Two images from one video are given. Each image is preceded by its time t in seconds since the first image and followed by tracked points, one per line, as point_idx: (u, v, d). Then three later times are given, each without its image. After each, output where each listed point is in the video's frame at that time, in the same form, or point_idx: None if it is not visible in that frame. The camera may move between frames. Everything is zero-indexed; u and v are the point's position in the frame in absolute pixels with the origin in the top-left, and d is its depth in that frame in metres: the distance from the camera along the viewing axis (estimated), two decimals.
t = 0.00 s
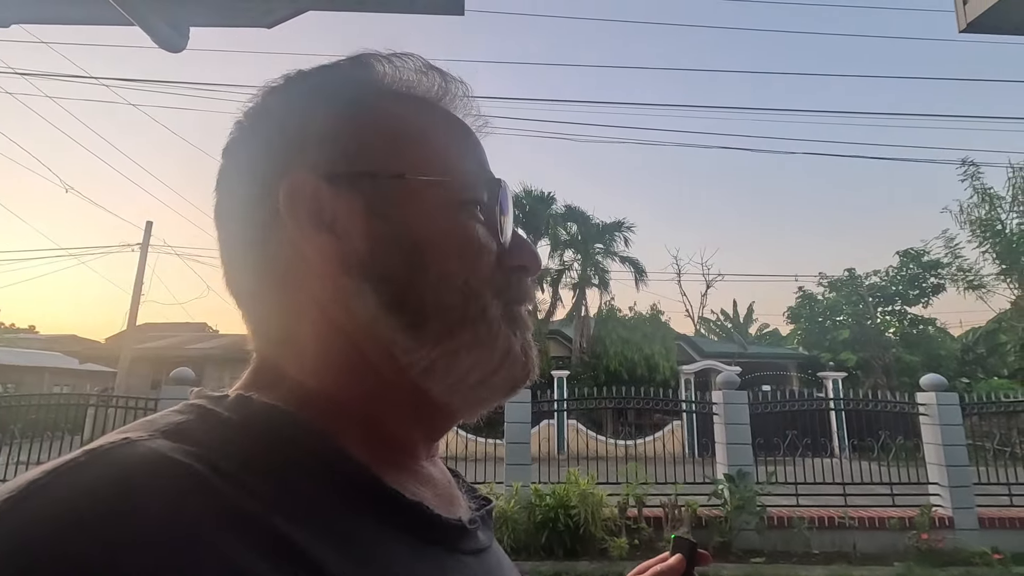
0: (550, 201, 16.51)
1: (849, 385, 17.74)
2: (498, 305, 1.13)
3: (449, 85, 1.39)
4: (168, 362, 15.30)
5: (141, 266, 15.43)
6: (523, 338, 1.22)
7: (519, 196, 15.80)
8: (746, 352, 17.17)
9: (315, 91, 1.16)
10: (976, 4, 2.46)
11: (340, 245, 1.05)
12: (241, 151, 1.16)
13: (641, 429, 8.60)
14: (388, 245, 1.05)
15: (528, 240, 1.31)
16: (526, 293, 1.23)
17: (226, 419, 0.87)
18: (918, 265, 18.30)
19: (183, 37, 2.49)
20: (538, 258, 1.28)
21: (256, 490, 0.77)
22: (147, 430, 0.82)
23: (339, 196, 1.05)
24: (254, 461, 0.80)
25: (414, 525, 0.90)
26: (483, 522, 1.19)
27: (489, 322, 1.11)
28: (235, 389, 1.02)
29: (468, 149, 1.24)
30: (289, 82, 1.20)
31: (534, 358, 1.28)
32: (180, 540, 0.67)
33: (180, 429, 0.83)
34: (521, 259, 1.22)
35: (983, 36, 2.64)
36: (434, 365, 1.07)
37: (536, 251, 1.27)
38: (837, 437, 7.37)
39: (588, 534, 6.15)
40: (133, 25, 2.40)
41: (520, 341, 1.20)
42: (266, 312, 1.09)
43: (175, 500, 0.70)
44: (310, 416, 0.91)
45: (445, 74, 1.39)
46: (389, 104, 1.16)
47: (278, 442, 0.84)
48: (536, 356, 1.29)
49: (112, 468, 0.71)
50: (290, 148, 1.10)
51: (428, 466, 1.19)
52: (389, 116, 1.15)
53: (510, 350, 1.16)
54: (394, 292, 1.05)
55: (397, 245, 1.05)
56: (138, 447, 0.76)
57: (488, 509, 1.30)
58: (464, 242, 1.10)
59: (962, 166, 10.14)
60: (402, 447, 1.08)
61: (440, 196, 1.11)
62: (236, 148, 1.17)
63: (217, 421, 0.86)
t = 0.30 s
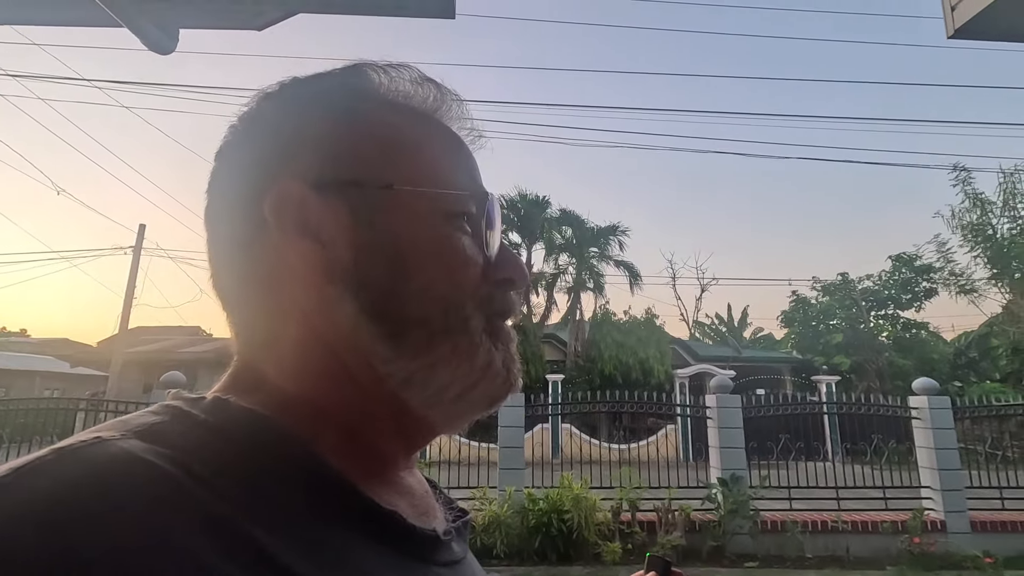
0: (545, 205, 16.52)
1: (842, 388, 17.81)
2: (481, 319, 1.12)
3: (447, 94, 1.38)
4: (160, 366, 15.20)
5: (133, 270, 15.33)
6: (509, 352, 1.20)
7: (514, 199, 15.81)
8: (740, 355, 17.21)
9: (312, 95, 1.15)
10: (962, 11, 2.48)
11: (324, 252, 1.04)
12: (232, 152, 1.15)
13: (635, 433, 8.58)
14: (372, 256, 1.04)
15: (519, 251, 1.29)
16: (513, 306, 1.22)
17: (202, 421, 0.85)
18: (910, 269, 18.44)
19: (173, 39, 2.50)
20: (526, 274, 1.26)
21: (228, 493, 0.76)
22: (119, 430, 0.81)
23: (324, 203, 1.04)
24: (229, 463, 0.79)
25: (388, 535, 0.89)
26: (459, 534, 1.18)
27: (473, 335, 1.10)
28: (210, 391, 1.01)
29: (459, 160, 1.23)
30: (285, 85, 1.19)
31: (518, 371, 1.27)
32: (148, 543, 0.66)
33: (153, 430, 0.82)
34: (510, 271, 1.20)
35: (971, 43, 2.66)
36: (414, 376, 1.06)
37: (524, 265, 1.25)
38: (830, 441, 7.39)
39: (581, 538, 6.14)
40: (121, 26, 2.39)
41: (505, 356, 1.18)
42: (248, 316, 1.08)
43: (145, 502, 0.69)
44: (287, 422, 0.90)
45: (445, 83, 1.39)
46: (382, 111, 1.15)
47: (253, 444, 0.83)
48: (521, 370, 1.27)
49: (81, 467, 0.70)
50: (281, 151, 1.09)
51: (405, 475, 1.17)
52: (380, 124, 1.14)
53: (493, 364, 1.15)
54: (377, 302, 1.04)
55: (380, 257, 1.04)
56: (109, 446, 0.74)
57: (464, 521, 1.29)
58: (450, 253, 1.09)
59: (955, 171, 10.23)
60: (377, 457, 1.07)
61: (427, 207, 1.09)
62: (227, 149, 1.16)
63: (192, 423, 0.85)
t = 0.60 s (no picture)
0: (543, 209, 16.56)
1: (840, 393, 17.81)
2: (469, 317, 1.09)
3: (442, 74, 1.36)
4: (157, 371, 15.15)
5: (130, 274, 15.29)
6: (503, 347, 1.18)
7: (513, 203, 15.84)
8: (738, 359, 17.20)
9: (296, 88, 1.14)
10: (958, 15, 2.50)
11: (306, 249, 1.05)
12: (224, 145, 1.17)
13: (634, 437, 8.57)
14: (354, 251, 1.04)
15: (518, 240, 1.27)
16: (507, 300, 1.20)
17: (201, 412, 0.85)
18: (907, 273, 18.50)
19: (171, 41, 2.52)
20: (523, 266, 1.24)
21: (227, 485, 0.76)
22: (118, 420, 0.80)
23: (307, 197, 1.05)
24: (229, 456, 0.79)
25: (389, 528, 0.89)
26: (458, 525, 1.18)
27: (459, 332, 1.08)
28: (208, 383, 1.02)
29: (450, 151, 1.20)
30: (272, 78, 1.19)
31: (518, 366, 1.24)
32: (147, 534, 0.65)
33: (152, 421, 0.81)
34: (504, 262, 1.18)
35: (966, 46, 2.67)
36: (400, 375, 1.05)
37: (520, 257, 1.23)
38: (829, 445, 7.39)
39: (580, 543, 6.12)
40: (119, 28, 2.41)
41: (499, 351, 1.16)
42: (241, 308, 1.10)
43: (145, 492, 0.68)
44: (285, 415, 0.90)
45: (439, 71, 1.35)
46: (368, 103, 1.14)
47: (252, 438, 0.83)
48: (521, 365, 1.25)
49: (81, 457, 0.69)
50: (265, 149, 1.10)
51: (402, 468, 1.18)
52: (366, 118, 1.13)
53: (485, 362, 1.12)
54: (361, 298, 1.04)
55: (363, 252, 1.04)
56: (108, 437, 0.74)
57: (464, 512, 1.29)
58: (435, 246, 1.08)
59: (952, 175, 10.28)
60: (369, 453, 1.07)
61: (411, 204, 1.08)
62: (219, 145, 1.17)
63: (191, 414, 0.85)
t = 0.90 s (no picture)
0: (544, 212, 16.60)
1: (843, 395, 17.78)
2: (473, 315, 1.10)
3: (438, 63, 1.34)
4: (160, 374, 15.19)
5: (133, 278, 15.33)
6: (510, 343, 1.17)
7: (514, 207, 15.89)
8: (740, 362, 17.20)
9: (289, 93, 1.15)
10: (957, 19, 2.53)
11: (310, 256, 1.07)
12: (228, 154, 1.19)
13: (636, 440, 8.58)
14: (355, 253, 1.05)
15: (525, 231, 1.26)
16: (514, 292, 1.20)
17: (230, 410, 0.86)
18: (909, 275, 18.49)
19: (179, 47, 2.55)
20: (529, 255, 1.23)
21: (261, 482, 0.77)
22: (152, 419, 0.82)
23: (308, 202, 1.07)
24: (260, 454, 0.80)
25: (413, 523, 0.91)
26: (478, 515, 1.20)
27: (462, 331, 1.09)
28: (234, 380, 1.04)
29: (449, 145, 1.20)
30: (266, 82, 1.19)
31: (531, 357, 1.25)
32: (189, 530, 0.67)
33: (184, 419, 0.83)
34: (507, 255, 1.18)
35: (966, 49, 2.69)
36: (407, 377, 1.07)
37: (526, 246, 1.22)
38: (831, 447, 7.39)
39: (583, 546, 6.13)
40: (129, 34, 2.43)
41: (505, 346, 1.16)
42: (256, 309, 1.13)
43: (185, 489, 0.70)
44: (310, 412, 0.91)
45: (435, 59, 1.34)
46: (361, 103, 1.14)
47: (281, 436, 0.84)
48: (535, 353, 1.26)
49: (120, 457, 0.71)
50: (264, 158, 1.12)
51: (421, 462, 1.21)
52: (361, 120, 1.13)
53: (492, 358, 1.13)
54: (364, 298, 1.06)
55: (362, 254, 1.05)
56: (145, 436, 0.75)
57: (482, 502, 1.31)
58: (435, 244, 1.09)
59: (953, 177, 10.29)
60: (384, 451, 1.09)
61: (410, 206, 1.09)
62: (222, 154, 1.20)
63: (221, 412, 0.86)
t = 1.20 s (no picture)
0: (547, 213, 16.62)
1: (847, 396, 17.72)
2: (473, 307, 1.11)
3: (436, 55, 1.34)
4: (165, 375, 15.25)
5: (138, 279, 15.39)
6: (508, 333, 1.18)
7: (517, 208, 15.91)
8: (744, 362, 17.17)
9: (289, 85, 1.16)
10: (962, 18, 2.52)
11: (311, 249, 1.08)
12: (229, 149, 1.20)
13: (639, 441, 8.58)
14: (355, 245, 1.06)
15: (526, 222, 1.26)
16: (515, 282, 1.21)
17: (233, 400, 0.87)
18: (913, 276, 18.44)
19: (184, 48, 2.57)
20: (530, 244, 1.24)
21: (264, 472, 0.78)
22: (157, 407, 0.83)
23: (308, 196, 1.08)
24: (264, 444, 0.81)
25: (416, 512, 0.91)
26: (481, 507, 1.21)
27: (463, 322, 1.10)
28: (237, 370, 1.06)
29: (449, 135, 1.20)
30: (265, 74, 1.20)
31: (532, 346, 1.26)
32: (192, 519, 0.67)
33: (188, 408, 0.84)
34: (507, 245, 1.18)
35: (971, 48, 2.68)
36: (409, 368, 1.07)
37: (527, 237, 1.23)
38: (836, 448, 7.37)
39: (586, 546, 6.13)
40: (134, 36, 2.46)
41: (503, 337, 1.16)
42: (259, 303, 1.14)
43: (186, 478, 0.70)
44: (313, 402, 0.92)
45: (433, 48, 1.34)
46: (361, 94, 1.15)
47: (286, 426, 0.85)
48: (534, 344, 1.27)
49: (125, 443, 0.72)
50: (265, 151, 1.13)
51: (425, 453, 1.21)
52: (360, 111, 1.14)
53: (493, 348, 1.13)
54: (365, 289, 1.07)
55: (363, 246, 1.06)
56: (150, 425, 0.76)
57: (486, 494, 1.32)
58: (435, 235, 1.10)
59: (958, 176, 10.27)
60: (386, 442, 1.10)
61: (410, 196, 1.10)
62: (224, 148, 1.21)
63: (225, 402, 0.87)
